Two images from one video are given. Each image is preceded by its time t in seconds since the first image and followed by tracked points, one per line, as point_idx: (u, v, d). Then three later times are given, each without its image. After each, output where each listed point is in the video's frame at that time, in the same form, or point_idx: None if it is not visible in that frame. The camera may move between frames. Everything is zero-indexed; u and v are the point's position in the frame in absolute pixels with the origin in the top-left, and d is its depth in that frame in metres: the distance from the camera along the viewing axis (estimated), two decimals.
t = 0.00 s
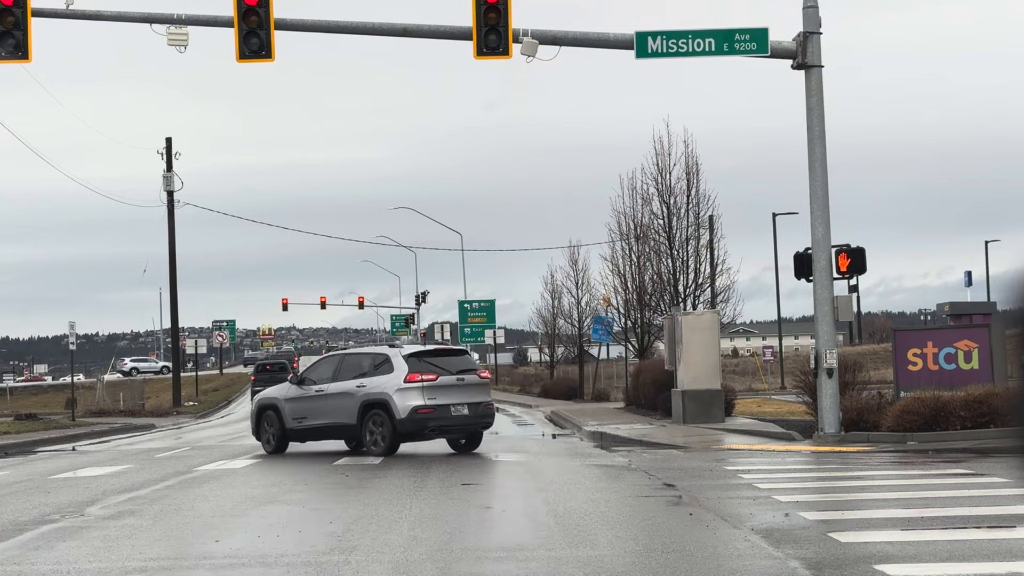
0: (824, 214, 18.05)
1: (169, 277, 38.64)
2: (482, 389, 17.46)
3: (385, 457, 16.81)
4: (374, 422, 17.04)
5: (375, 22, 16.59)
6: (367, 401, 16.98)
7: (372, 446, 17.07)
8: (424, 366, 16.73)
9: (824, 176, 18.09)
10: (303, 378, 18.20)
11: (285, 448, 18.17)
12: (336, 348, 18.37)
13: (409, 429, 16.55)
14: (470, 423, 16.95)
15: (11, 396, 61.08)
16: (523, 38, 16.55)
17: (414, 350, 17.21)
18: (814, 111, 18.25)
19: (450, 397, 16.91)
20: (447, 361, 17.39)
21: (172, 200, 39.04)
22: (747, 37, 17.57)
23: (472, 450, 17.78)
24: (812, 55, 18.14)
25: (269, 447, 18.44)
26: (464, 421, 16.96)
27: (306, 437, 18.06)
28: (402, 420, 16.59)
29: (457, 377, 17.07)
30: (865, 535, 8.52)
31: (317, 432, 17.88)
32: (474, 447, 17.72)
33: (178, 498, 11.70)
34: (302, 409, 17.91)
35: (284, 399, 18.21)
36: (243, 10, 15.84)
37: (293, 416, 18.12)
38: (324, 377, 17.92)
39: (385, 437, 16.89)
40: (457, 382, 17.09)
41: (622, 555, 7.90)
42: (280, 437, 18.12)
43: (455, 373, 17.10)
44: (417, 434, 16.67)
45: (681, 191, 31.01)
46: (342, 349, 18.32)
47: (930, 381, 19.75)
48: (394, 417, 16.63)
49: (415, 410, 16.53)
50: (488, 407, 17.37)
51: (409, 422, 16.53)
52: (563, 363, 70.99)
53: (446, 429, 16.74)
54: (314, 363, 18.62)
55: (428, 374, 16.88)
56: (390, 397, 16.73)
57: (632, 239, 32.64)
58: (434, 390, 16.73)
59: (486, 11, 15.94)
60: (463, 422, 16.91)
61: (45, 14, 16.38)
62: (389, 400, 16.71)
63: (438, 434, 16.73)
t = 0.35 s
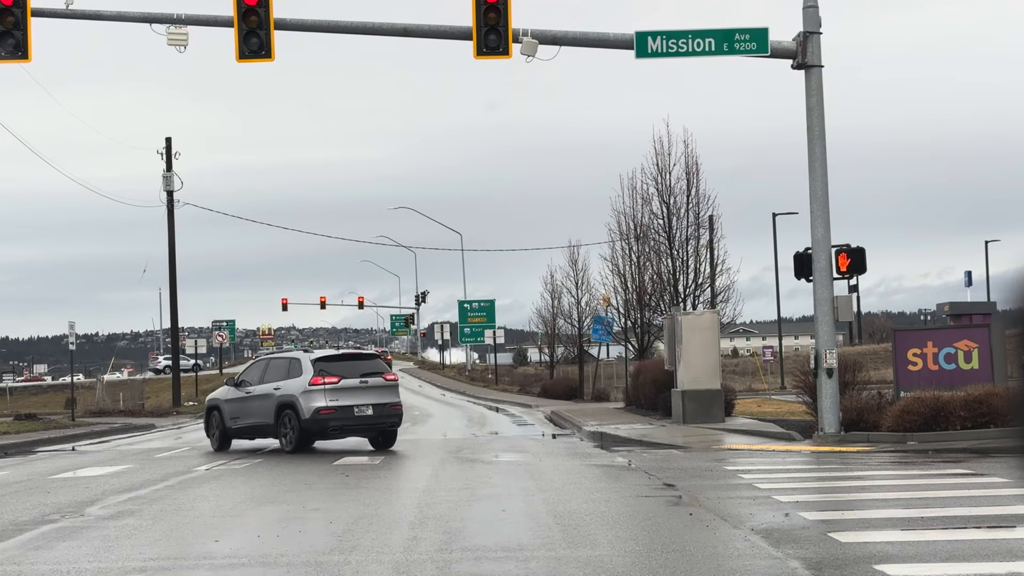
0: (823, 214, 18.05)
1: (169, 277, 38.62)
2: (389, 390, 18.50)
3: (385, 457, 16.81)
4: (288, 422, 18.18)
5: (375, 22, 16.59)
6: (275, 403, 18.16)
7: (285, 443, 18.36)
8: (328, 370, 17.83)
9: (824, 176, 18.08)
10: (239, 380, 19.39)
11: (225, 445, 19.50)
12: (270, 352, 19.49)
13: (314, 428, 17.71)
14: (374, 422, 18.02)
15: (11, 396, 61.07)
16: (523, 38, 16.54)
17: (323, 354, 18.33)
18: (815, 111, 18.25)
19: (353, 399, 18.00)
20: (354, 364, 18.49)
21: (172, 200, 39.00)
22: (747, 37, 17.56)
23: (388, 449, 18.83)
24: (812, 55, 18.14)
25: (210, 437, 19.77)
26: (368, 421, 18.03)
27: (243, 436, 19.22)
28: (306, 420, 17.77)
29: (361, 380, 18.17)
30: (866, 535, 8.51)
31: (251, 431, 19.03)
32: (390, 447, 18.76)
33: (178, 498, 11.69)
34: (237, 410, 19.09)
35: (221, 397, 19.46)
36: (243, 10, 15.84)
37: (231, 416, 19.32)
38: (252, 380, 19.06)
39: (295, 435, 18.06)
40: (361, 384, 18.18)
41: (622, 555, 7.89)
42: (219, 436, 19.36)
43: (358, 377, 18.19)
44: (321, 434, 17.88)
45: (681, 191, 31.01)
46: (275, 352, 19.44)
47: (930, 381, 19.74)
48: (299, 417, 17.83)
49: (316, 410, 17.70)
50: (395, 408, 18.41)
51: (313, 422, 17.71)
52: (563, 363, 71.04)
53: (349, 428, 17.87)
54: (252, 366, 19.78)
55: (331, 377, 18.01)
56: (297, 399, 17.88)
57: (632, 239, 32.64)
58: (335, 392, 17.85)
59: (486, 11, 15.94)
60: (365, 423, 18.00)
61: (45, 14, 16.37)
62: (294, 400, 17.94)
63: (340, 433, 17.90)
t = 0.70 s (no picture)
0: (823, 214, 18.05)
1: (169, 277, 38.61)
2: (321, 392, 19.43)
3: (385, 458, 16.80)
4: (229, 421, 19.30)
5: (375, 21, 16.59)
6: (213, 406, 19.29)
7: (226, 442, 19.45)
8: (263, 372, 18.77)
9: (824, 176, 18.09)
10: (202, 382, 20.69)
11: (194, 442, 20.95)
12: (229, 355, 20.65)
13: (246, 427, 18.76)
14: (305, 422, 19.00)
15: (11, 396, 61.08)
16: (523, 38, 16.55)
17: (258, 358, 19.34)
18: (814, 111, 18.25)
19: (285, 400, 18.97)
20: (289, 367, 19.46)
21: (172, 200, 38.99)
22: (747, 37, 17.57)
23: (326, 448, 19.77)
24: (812, 55, 18.14)
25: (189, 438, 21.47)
26: (299, 421, 19.00)
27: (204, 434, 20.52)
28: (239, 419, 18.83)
29: (291, 383, 19.11)
30: (865, 535, 8.52)
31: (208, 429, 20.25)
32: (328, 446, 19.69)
33: (178, 498, 11.69)
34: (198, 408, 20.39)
35: (189, 399, 20.93)
36: (243, 9, 15.84)
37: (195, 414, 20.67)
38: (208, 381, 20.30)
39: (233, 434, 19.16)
40: (292, 387, 19.15)
41: (622, 555, 7.90)
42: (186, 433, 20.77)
43: (290, 380, 19.15)
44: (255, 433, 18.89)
45: (681, 191, 31.01)
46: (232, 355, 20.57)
47: (930, 381, 19.74)
48: (235, 417, 18.89)
49: (248, 411, 18.70)
50: (328, 408, 19.34)
51: (244, 422, 18.74)
52: (563, 363, 71.08)
53: (280, 428, 18.85)
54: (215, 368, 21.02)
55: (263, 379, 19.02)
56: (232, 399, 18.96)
57: (632, 239, 32.64)
58: (266, 394, 18.84)
59: (486, 11, 15.94)
60: (297, 422, 18.97)
61: (45, 14, 16.38)
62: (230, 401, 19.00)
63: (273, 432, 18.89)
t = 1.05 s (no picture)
0: (824, 214, 18.05)
1: (169, 277, 38.59)
2: (276, 391, 21.10)
3: (385, 458, 16.80)
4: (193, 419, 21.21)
5: (375, 22, 16.59)
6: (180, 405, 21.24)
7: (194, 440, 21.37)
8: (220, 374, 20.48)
9: (824, 176, 18.09)
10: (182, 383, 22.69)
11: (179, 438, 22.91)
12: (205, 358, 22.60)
13: (204, 425, 20.60)
14: (259, 420, 20.67)
15: (11, 396, 61.07)
16: (523, 38, 16.55)
17: (221, 361, 21.16)
18: (815, 111, 18.25)
19: (240, 399, 20.72)
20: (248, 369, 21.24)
21: (172, 200, 38.96)
22: (747, 37, 17.56)
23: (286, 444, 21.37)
24: (812, 55, 18.14)
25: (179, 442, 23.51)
26: (254, 419, 20.71)
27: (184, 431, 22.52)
28: (198, 418, 20.69)
29: (247, 384, 20.82)
30: (865, 535, 8.52)
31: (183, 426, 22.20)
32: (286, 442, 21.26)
33: (178, 498, 11.69)
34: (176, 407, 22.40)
35: (175, 398, 22.93)
36: (243, 9, 15.84)
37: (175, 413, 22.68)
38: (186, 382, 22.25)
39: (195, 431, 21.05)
40: (248, 387, 20.89)
41: (622, 555, 7.90)
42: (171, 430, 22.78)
43: (245, 380, 20.91)
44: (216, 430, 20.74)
45: (681, 192, 31.01)
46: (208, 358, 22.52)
47: (930, 381, 19.74)
48: (197, 415, 20.75)
49: (206, 410, 20.55)
50: (282, 407, 20.99)
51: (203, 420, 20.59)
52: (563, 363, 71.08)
53: (235, 425, 20.59)
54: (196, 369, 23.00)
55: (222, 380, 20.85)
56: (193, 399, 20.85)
57: (632, 239, 32.64)
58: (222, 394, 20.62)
59: (486, 11, 15.94)
60: (252, 419, 20.67)
61: (45, 14, 16.38)
62: (194, 401, 20.92)
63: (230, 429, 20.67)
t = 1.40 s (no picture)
0: (823, 214, 18.05)
1: (169, 277, 38.57)
2: (250, 391, 23.08)
3: (385, 458, 16.80)
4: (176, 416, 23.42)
5: (375, 21, 16.59)
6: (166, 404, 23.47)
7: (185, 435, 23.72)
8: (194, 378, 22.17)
9: (824, 176, 18.08)
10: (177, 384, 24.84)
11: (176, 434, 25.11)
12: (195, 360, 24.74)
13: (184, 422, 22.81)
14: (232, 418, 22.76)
15: (11, 396, 61.07)
16: (523, 38, 16.55)
17: (202, 363, 23.28)
18: (814, 111, 18.25)
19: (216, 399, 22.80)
20: (226, 369, 23.35)
21: (172, 200, 38.94)
22: (747, 37, 17.57)
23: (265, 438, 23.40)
24: (812, 55, 18.14)
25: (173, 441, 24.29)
26: (230, 416, 22.80)
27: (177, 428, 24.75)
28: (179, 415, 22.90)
29: (223, 385, 22.90)
30: (865, 535, 8.52)
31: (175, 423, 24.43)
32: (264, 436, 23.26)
33: (178, 498, 11.70)
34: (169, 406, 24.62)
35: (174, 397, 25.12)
36: (243, 9, 15.84)
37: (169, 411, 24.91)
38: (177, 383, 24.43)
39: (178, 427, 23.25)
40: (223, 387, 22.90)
41: (622, 555, 7.89)
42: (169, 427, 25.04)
43: (220, 381, 22.93)
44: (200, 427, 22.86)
45: (681, 192, 31.02)
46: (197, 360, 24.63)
47: (930, 381, 19.74)
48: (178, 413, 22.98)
49: (186, 409, 22.72)
50: (255, 406, 23.03)
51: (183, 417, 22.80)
52: (563, 363, 71.10)
53: (212, 422, 22.72)
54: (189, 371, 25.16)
55: (200, 380, 23.07)
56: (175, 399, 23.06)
57: (632, 239, 32.65)
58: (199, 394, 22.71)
59: (486, 11, 15.94)
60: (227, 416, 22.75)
61: (45, 14, 16.38)
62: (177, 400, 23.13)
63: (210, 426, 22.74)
